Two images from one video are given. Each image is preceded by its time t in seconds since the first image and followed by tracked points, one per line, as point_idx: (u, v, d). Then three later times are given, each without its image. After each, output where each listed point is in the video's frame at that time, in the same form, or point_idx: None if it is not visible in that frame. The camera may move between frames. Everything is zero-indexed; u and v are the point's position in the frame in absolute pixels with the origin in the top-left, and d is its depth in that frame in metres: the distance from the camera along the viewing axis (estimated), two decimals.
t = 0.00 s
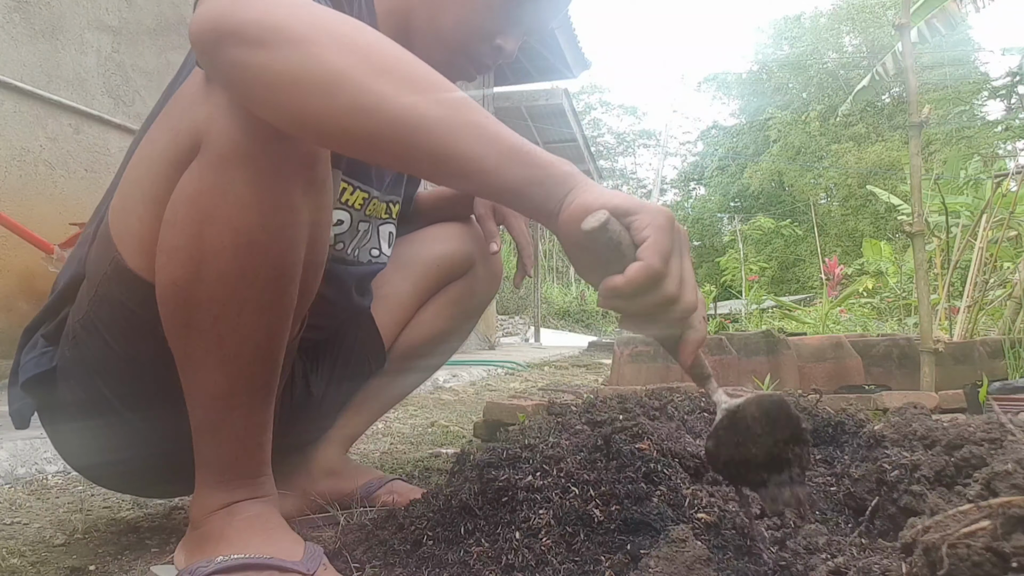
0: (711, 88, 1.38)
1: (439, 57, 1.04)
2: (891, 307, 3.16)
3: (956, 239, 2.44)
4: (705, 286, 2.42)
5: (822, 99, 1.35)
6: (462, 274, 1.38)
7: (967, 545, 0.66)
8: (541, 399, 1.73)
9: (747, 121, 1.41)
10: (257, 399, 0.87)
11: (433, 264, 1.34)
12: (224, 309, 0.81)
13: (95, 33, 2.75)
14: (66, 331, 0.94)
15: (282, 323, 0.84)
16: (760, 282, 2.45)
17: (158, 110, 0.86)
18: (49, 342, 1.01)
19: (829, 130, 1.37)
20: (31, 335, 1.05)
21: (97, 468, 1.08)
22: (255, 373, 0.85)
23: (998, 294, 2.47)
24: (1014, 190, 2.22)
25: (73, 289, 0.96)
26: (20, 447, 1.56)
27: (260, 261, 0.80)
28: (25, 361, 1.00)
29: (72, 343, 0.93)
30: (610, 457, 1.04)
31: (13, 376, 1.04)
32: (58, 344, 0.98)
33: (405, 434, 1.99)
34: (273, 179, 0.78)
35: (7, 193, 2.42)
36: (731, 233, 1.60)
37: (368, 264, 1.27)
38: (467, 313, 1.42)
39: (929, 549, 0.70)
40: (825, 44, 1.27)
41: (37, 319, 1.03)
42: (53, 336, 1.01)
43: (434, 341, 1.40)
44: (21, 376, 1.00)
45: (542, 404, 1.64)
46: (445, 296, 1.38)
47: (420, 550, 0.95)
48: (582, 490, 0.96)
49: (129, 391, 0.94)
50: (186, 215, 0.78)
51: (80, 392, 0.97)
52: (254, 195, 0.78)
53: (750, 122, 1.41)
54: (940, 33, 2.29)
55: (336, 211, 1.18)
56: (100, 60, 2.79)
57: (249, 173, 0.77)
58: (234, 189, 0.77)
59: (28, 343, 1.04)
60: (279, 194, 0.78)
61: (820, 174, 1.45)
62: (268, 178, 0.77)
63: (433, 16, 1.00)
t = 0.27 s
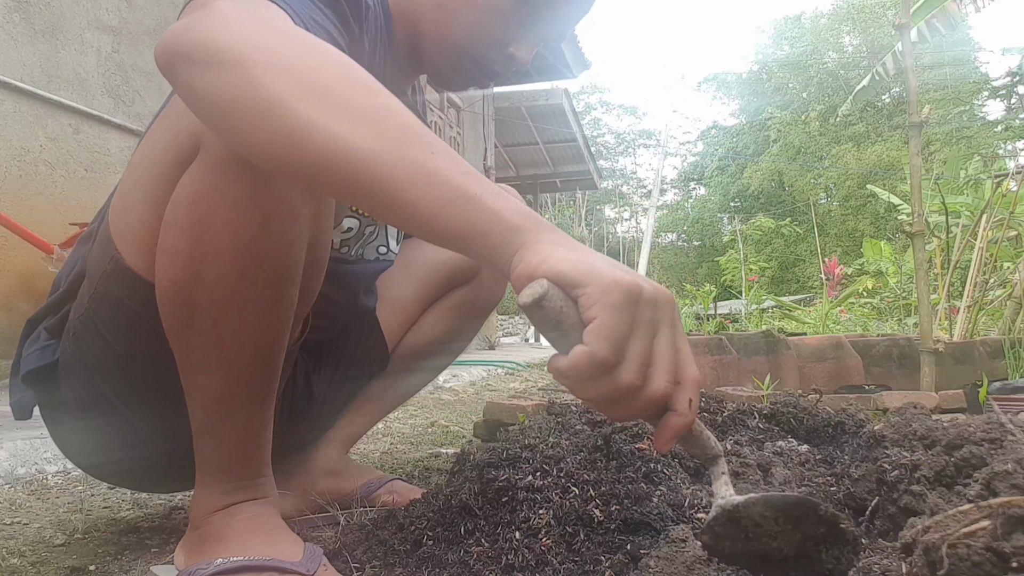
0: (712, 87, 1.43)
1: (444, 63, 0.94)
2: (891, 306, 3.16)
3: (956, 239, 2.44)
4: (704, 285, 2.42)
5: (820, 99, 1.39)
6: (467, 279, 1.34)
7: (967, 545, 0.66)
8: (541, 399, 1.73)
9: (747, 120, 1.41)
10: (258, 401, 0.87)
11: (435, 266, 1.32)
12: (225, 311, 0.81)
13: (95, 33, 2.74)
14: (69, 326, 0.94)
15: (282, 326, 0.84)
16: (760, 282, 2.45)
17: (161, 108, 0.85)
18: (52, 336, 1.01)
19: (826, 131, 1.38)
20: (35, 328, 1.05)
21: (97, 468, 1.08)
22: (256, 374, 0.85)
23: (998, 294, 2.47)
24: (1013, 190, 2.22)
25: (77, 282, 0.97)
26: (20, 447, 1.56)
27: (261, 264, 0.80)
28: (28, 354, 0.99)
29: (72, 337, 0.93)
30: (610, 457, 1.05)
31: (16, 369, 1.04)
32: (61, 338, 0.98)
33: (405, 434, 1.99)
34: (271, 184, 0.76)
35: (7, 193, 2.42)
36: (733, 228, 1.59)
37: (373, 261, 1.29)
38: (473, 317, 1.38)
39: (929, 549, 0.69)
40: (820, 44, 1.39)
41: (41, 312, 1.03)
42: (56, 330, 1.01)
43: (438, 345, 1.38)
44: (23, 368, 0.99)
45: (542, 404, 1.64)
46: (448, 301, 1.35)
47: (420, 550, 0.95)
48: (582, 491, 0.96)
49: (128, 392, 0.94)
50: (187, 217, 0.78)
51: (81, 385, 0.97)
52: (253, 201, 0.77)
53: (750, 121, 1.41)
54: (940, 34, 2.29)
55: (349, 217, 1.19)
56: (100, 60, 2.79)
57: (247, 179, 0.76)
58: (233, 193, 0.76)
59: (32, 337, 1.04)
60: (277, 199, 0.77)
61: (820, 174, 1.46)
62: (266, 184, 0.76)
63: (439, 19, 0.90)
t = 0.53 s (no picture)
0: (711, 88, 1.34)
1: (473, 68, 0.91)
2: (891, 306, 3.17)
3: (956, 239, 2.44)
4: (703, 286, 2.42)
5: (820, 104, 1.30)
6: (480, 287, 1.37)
7: (967, 545, 0.67)
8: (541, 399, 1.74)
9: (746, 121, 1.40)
10: (265, 407, 0.87)
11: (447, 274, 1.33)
12: (238, 318, 0.81)
13: (95, 33, 2.74)
14: (80, 319, 0.93)
15: (294, 335, 0.85)
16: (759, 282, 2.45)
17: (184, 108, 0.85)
18: (62, 326, 1.00)
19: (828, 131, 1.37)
20: (44, 316, 1.04)
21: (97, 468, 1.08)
22: (265, 382, 0.85)
23: (998, 294, 2.47)
24: (1013, 191, 2.22)
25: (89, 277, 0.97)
26: (20, 447, 1.56)
27: (276, 274, 0.79)
28: (36, 343, 0.98)
29: (82, 331, 0.93)
30: (610, 457, 1.05)
31: (25, 355, 1.04)
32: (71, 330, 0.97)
33: (405, 434, 1.99)
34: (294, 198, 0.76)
35: (7, 193, 2.43)
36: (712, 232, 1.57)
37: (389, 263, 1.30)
38: (478, 327, 1.42)
39: (928, 549, 0.69)
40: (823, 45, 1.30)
41: (51, 301, 1.02)
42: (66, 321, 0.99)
43: (446, 350, 1.40)
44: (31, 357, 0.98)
45: (542, 404, 1.64)
46: (456, 310, 1.37)
47: (419, 549, 0.95)
48: (583, 491, 0.96)
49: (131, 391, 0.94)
50: (204, 223, 0.78)
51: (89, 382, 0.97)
52: (275, 212, 0.77)
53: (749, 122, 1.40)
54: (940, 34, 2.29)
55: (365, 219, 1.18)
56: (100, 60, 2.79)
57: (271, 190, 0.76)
58: (253, 203, 0.76)
59: (41, 325, 1.03)
60: (300, 213, 0.77)
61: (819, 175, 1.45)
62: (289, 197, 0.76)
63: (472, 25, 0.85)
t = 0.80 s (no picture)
0: (711, 84, 1.26)
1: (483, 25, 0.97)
2: (893, 306, 3.15)
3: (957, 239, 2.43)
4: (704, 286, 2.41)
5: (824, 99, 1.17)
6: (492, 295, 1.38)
7: (969, 546, 0.66)
8: (542, 400, 1.73)
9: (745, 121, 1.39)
10: (274, 412, 0.87)
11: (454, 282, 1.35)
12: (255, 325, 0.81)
13: (93, 32, 2.74)
14: (93, 308, 0.95)
15: (310, 343, 0.85)
16: (760, 283, 2.44)
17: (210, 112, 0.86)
18: (71, 314, 1.00)
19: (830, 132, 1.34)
20: (51, 305, 1.05)
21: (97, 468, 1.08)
22: (278, 388, 0.85)
23: (1000, 294, 2.46)
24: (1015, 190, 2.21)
25: (98, 271, 0.98)
26: (19, 447, 1.56)
27: (297, 282, 0.80)
28: (45, 331, 0.99)
29: (94, 321, 0.95)
30: (610, 457, 1.04)
31: (32, 343, 1.05)
32: (81, 319, 0.98)
33: (405, 434, 1.99)
34: (326, 208, 0.78)
35: (6, 193, 2.42)
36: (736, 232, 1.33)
37: (404, 259, 1.27)
38: (489, 332, 1.43)
39: (930, 550, 0.68)
40: (824, 41, 1.14)
41: (61, 290, 1.03)
42: (76, 309, 1.00)
43: (455, 356, 1.41)
44: (40, 344, 0.99)
45: (543, 404, 1.63)
46: (465, 316, 1.39)
47: (420, 549, 0.95)
48: (583, 492, 0.96)
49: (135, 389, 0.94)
50: (232, 227, 0.79)
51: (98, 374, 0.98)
52: (307, 221, 0.78)
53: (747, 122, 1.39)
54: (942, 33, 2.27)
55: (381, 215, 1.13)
56: (99, 59, 2.78)
57: (302, 198, 0.77)
58: (282, 210, 0.78)
59: (50, 314, 1.04)
60: (328, 222, 0.79)
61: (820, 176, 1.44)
62: (320, 206, 0.78)
63: None
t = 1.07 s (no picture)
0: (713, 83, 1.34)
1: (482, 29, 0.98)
2: (892, 306, 3.16)
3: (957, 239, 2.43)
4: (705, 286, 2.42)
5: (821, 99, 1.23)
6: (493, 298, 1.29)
7: (969, 546, 0.66)
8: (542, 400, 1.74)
9: (745, 121, 1.40)
10: (260, 406, 0.87)
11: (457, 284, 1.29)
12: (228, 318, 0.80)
13: (94, 33, 2.74)
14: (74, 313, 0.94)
15: (287, 333, 0.84)
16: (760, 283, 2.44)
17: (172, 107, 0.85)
18: (57, 317, 0.99)
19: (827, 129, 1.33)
20: (40, 307, 1.04)
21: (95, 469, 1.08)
22: (259, 381, 0.85)
23: (999, 294, 2.47)
24: (1015, 190, 2.22)
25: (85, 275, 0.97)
26: (19, 447, 1.56)
27: (266, 269, 0.79)
28: (32, 333, 0.99)
29: (76, 325, 0.93)
30: (610, 457, 1.04)
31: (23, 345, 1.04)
32: (65, 324, 0.97)
33: (406, 434, 1.99)
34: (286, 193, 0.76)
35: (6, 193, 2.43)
36: (733, 229, 1.89)
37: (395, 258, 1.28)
38: (496, 335, 1.34)
39: (930, 550, 0.69)
40: (824, 42, 1.15)
41: (50, 292, 1.02)
42: (62, 313, 0.99)
43: (457, 360, 1.35)
44: (26, 347, 0.98)
45: (543, 404, 1.64)
46: (470, 320, 1.31)
47: (421, 549, 0.95)
48: (582, 493, 0.96)
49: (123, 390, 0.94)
50: (196, 220, 0.78)
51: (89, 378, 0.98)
52: (267, 208, 0.77)
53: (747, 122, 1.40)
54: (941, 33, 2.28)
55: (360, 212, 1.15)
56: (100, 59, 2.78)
57: (261, 185, 0.76)
58: (243, 199, 0.76)
59: (38, 316, 1.03)
60: (292, 209, 0.77)
61: (820, 175, 1.45)
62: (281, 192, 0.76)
63: None
